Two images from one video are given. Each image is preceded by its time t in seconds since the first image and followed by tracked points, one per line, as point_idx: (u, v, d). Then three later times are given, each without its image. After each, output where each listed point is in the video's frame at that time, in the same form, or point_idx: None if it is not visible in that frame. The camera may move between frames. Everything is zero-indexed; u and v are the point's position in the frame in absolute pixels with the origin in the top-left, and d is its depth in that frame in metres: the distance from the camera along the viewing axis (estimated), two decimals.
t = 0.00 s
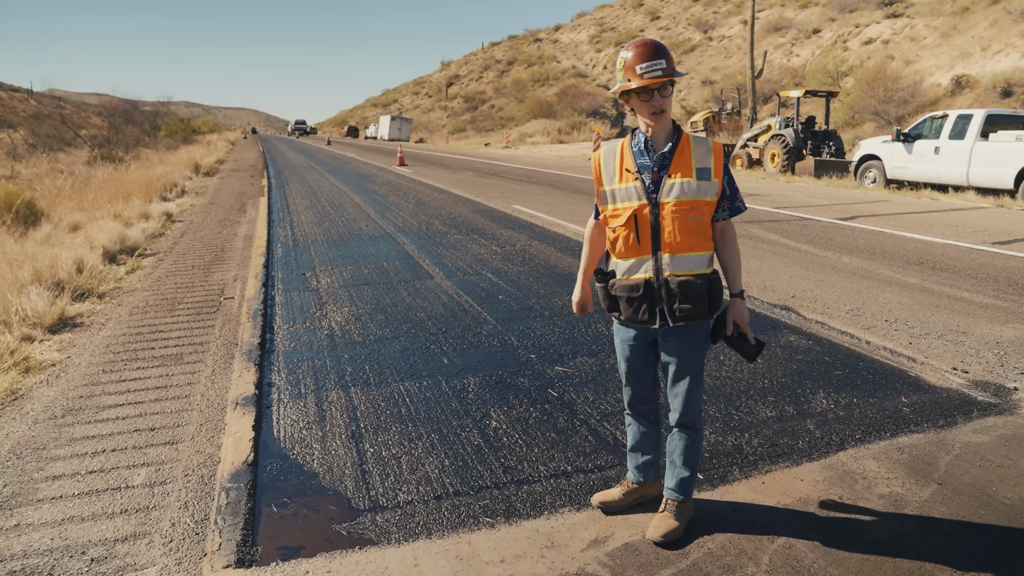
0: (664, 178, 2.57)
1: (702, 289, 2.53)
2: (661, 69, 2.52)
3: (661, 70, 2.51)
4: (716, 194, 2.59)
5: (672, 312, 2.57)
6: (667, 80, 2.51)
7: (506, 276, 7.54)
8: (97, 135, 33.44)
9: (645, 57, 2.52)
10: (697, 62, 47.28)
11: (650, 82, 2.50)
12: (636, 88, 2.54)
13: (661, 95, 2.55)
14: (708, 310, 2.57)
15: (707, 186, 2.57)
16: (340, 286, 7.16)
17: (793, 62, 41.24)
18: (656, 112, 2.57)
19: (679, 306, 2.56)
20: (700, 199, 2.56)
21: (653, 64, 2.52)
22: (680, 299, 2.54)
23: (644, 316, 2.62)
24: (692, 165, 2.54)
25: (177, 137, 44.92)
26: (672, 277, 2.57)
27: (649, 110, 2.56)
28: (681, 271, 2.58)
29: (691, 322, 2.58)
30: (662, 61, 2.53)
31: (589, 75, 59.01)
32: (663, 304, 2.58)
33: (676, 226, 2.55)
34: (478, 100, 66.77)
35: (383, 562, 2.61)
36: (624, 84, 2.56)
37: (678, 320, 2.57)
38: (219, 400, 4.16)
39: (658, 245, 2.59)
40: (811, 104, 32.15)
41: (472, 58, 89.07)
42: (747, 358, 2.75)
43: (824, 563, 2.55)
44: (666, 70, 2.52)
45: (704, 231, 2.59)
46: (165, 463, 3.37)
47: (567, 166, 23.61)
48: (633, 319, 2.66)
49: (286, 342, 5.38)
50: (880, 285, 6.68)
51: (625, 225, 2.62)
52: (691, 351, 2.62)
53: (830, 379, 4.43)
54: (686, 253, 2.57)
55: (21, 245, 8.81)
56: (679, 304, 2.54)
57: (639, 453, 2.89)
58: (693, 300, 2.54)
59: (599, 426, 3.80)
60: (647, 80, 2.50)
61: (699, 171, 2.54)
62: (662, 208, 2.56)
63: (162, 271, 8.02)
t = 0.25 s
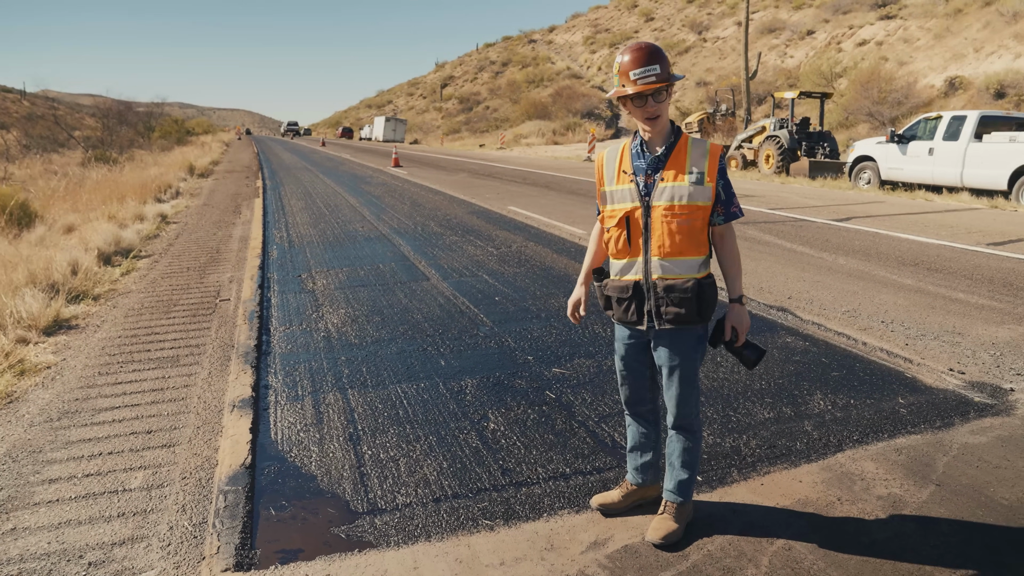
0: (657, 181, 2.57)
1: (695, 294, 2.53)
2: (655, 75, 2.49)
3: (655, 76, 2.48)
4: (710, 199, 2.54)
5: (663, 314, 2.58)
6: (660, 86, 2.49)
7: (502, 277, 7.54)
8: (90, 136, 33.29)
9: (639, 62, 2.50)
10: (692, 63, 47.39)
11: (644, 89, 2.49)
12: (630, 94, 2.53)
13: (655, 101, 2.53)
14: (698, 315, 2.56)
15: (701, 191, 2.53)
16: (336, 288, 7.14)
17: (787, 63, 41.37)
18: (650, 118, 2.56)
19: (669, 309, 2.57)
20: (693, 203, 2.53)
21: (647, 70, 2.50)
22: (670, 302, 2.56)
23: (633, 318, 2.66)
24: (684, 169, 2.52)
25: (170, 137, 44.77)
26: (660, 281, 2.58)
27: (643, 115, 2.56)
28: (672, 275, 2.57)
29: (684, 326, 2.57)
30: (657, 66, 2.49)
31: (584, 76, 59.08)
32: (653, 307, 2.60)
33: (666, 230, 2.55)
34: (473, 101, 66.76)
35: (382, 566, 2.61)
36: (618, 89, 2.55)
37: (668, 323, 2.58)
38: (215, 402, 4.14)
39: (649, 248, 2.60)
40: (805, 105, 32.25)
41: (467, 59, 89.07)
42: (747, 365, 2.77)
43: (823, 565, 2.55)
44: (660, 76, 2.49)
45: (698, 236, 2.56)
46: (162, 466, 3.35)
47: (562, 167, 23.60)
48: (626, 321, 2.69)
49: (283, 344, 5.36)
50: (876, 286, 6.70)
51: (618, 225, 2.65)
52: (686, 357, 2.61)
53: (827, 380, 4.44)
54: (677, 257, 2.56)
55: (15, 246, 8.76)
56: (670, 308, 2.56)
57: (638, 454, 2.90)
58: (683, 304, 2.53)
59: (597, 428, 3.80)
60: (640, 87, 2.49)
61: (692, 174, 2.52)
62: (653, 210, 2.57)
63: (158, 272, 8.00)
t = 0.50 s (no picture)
0: (659, 184, 2.57)
1: (694, 297, 2.52)
2: (638, 86, 2.49)
3: (637, 87, 2.49)
4: (711, 203, 2.51)
5: (660, 317, 2.59)
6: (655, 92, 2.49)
7: (499, 278, 7.54)
8: (85, 137, 33.18)
9: (634, 68, 2.51)
10: (687, 64, 47.47)
11: (638, 95, 2.49)
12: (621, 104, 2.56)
13: (642, 111, 2.54)
14: (696, 319, 2.55)
15: (702, 196, 2.50)
16: (334, 290, 7.13)
17: (783, 64, 41.47)
18: (642, 126, 2.57)
19: (667, 312, 2.57)
20: (694, 208, 2.52)
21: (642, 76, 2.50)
22: (667, 306, 2.57)
23: (632, 319, 2.68)
24: (686, 173, 2.51)
25: (166, 139, 44.66)
26: (659, 284, 2.59)
27: (634, 125, 2.58)
28: (671, 278, 2.57)
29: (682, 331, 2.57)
30: (639, 77, 2.49)
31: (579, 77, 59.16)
32: (651, 308, 2.62)
33: (666, 234, 2.54)
34: (469, 102, 66.76)
35: (384, 569, 2.60)
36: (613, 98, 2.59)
37: (664, 325, 2.59)
38: (213, 405, 4.13)
39: (651, 251, 2.60)
40: (801, 106, 32.32)
41: (462, 60, 89.08)
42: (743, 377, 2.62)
43: (825, 567, 2.55)
44: (642, 87, 2.49)
45: (700, 239, 2.54)
46: (161, 469, 3.34)
47: (558, 168, 23.60)
48: (626, 322, 2.71)
49: (281, 346, 5.34)
50: (873, 287, 6.71)
51: (619, 229, 2.66)
52: (685, 359, 2.60)
53: (826, 381, 4.45)
54: (677, 260, 2.55)
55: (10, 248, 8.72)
56: (668, 311, 2.57)
57: (639, 455, 2.90)
58: (679, 308, 2.54)
59: (597, 430, 3.79)
60: (636, 93, 2.50)
61: (693, 178, 2.51)
62: (655, 213, 2.57)
63: (155, 274, 7.97)
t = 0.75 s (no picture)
0: (660, 188, 2.58)
1: (686, 304, 2.51)
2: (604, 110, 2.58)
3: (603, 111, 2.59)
4: (703, 212, 2.47)
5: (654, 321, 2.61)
6: (632, 110, 2.48)
7: (497, 280, 7.54)
8: (80, 138, 33.04)
9: (616, 84, 2.50)
10: (683, 65, 47.54)
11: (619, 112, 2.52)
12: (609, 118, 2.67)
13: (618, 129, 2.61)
14: (688, 326, 2.53)
15: (694, 204, 2.48)
16: (331, 291, 7.12)
17: (778, 65, 41.57)
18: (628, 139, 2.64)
19: (662, 317, 2.58)
20: (688, 215, 2.50)
21: (622, 93, 2.50)
22: (661, 310, 2.58)
23: (630, 319, 2.71)
24: (682, 179, 2.50)
25: (161, 140, 44.53)
26: (654, 287, 2.61)
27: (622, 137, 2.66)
28: (666, 283, 2.58)
29: (676, 336, 2.57)
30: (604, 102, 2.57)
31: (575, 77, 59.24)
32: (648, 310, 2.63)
33: (659, 240, 2.57)
34: (465, 102, 66.77)
35: (384, 572, 2.59)
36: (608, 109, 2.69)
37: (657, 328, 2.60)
38: (212, 407, 4.12)
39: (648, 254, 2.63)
40: (796, 107, 32.40)
41: (458, 61, 89.10)
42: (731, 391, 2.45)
43: (825, 568, 2.56)
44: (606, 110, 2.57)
45: (695, 246, 2.51)
46: (159, 472, 3.33)
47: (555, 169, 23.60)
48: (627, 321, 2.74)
49: (279, 347, 5.33)
50: (870, 288, 6.73)
51: (624, 227, 2.73)
52: (682, 363, 2.60)
53: (825, 382, 4.46)
54: (672, 265, 2.55)
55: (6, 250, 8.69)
56: (662, 316, 2.57)
57: (642, 455, 2.91)
58: (671, 313, 2.55)
59: (596, 431, 3.79)
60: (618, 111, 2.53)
61: (687, 185, 2.49)
62: (653, 217, 2.60)
63: (151, 276, 7.95)
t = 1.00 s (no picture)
0: (660, 193, 2.59)
1: (672, 311, 2.55)
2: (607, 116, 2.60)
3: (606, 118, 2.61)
4: (690, 224, 2.45)
5: (650, 324, 2.65)
6: (632, 118, 2.47)
7: (494, 281, 7.54)
8: (76, 140, 32.95)
9: (613, 93, 2.50)
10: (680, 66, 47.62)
11: (619, 122, 2.53)
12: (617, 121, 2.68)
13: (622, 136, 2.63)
14: (676, 333, 2.56)
15: (681, 216, 2.47)
16: (329, 292, 7.11)
17: (775, 66, 41.66)
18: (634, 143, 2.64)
19: (654, 321, 2.63)
20: (677, 225, 2.50)
21: (620, 102, 2.49)
22: (653, 314, 2.63)
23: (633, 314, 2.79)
24: (674, 189, 2.50)
25: (157, 141, 44.38)
26: (649, 291, 2.67)
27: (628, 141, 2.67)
28: (659, 287, 2.62)
29: (673, 341, 2.58)
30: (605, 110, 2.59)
31: (572, 78, 59.28)
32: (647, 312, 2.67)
33: (654, 246, 2.62)
34: (462, 103, 66.76)
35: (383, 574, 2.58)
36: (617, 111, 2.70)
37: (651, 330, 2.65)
38: (210, 408, 4.11)
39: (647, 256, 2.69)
40: (793, 108, 32.46)
41: (455, 62, 89.12)
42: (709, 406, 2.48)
43: (824, 569, 2.56)
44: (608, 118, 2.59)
45: (684, 257, 2.50)
46: (158, 473, 3.32)
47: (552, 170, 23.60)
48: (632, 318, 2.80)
49: (277, 349, 5.32)
50: (868, 288, 6.74)
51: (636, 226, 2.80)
52: (682, 365, 2.59)
53: (822, 383, 4.47)
54: (665, 272, 2.57)
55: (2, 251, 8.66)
56: (656, 318, 2.61)
57: (643, 456, 2.91)
58: (660, 319, 2.59)
59: (595, 432, 3.79)
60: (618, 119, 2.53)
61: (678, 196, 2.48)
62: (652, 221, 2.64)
63: (148, 277, 7.93)
